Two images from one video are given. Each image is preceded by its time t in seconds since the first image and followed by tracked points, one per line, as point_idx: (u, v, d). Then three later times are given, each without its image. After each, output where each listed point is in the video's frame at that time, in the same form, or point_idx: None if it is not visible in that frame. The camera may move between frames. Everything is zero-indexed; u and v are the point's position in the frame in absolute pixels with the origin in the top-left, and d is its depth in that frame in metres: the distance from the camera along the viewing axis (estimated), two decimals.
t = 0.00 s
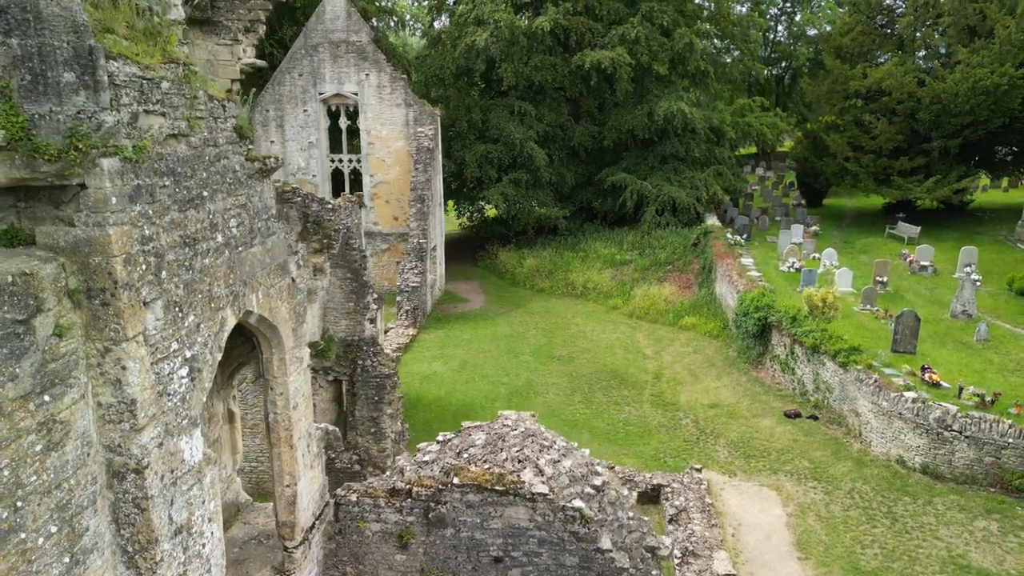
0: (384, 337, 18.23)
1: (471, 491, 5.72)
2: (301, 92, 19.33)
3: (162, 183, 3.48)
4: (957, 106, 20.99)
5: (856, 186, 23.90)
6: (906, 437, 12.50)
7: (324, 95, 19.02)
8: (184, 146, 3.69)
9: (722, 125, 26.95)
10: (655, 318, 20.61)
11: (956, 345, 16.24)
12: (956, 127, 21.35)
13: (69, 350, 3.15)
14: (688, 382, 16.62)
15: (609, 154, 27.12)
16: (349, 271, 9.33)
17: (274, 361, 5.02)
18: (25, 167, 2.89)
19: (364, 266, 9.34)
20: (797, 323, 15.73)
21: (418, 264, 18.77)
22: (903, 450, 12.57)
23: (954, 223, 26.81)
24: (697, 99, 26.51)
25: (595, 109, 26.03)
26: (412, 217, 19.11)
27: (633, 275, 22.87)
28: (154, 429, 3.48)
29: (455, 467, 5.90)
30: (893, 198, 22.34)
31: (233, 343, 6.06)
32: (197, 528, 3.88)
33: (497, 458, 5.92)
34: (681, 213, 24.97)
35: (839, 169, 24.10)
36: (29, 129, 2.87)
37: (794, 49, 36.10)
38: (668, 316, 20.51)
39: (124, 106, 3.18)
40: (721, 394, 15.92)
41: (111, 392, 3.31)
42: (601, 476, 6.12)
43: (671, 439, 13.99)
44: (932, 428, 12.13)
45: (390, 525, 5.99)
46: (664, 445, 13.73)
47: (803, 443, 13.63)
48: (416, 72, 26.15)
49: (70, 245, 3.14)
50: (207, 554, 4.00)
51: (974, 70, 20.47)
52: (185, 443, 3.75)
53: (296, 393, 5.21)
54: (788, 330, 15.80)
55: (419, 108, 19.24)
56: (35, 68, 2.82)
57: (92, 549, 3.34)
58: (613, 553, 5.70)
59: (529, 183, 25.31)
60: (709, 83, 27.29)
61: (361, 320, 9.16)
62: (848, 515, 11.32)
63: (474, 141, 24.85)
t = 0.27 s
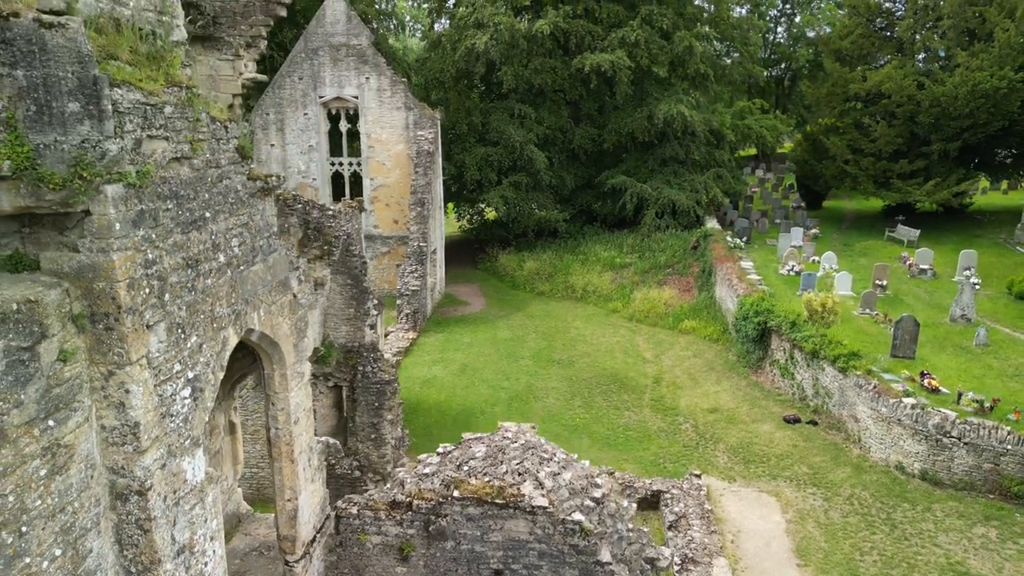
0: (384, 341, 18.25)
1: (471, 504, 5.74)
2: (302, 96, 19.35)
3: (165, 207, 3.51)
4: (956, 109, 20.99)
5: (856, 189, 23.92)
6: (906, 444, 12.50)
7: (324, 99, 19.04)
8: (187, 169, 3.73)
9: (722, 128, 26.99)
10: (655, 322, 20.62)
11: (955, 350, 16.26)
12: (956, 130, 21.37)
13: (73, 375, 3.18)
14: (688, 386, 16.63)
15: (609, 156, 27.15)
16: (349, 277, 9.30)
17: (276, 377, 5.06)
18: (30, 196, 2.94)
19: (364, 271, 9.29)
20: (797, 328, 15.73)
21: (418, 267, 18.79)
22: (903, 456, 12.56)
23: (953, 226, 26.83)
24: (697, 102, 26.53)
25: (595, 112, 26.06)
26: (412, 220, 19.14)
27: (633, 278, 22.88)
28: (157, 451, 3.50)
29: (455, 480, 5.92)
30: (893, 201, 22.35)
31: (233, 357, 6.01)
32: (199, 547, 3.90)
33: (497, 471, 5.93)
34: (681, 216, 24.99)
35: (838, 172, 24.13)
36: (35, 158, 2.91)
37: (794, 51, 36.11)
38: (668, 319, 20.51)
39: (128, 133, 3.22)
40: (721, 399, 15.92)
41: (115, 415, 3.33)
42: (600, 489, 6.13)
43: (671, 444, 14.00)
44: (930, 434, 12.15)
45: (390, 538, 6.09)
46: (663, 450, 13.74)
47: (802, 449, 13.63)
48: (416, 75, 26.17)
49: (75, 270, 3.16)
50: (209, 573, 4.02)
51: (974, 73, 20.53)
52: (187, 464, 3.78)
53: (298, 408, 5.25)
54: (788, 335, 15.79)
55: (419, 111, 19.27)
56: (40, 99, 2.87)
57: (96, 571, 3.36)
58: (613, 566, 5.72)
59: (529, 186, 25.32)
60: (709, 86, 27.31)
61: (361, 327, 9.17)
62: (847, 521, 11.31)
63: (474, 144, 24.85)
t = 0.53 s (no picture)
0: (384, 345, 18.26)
1: (471, 517, 5.77)
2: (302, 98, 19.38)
3: (167, 229, 3.54)
4: (955, 112, 20.90)
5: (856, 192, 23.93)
6: (905, 450, 12.48)
7: (324, 102, 19.06)
8: (189, 190, 3.76)
9: (722, 131, 27.02)
10: (655, 325, 20.63)
11: (955, 354, 16.28)
12: (955, 133, 21.37)
13: (76, 398, 3.21)
14: (687, 391, 16.63)
15: (608, 159, 27.20)
16: (349, 282, 9.38)
17: (277, 392, 5.13)
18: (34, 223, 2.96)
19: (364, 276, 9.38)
20: (796, 333, 15.73)
21: (418, 270, 18.80)
22: (902, 462, 12.56)
23: (953, 228, 26.84)
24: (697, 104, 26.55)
25: (595, 115, 26.09)
26: (412, 224, 19.18)
27: (633, 281, 22.89)
28: (159, 472, 3.52)
29: (455, 492, 5.95)
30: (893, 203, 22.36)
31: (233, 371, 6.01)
32: (201, 565, 3.93)
33: (497, 483, 5.95)
34: (680, 219, 25.02)
35: (837, 174, 24.17)
36: (39, 185, 2.93)
37: (793, 53, 36.14)
38: (668, 323, 20.51)
39: (132, 157, 3.25)
40: (721, 404, 15.93)
41: (117, 437, 3.35)
42: (600, 501, 6.14)
43: (671, 449, 14.01)
44: (930, 440, 12.14)
45: (391, 549, 6.11)
46: (663, 455, 13.75)
47: (802, 454, 13.63)
48: (416, 78, 26.19)
49: (78, 294, 3.19)
50: None
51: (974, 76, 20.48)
52: (190, 483, 3.81)
53: (298, 422, 5.32)
54: (788, 340, 15.79)
55: (420, 114, 19.30)
56: (44, 127, 2.89)
57: None
58: None
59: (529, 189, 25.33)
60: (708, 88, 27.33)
61: (361, 332, 9.22)
62: (846, 527, 11.30)
63: (474, 147, 24.87)
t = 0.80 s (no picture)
0: (385, 348, 18.27)
1: (471, 528, 5.79)
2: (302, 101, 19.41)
3: (170, 248, 3.57)
4: (955, 114, 20.89)
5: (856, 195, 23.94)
6: (905, 455, 12.46)
7: (324, 105, 19.08)
8: (191, 209, 3.80)
9: (722, 133, 27.07)
10: (654, 328, 20.63)
11: (954, 358, 16.31)
12: (954, 136, 21.37)
13: (80, 418, 3.23)
14: (687, 395, 16.64)
15: (608, 161, 27.24)
16: (349, 287, 9.41)
17: (278, 406, 5.21)
18: (38, 246, 2.99)
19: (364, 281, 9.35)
20: (796, 337, 15.72)
21: (418, 274, 18.80)
22: (901, 467, 12.55)
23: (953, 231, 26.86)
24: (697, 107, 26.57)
25: (594, 118, 26.12)
26: (412, 227, 19.21)
27: (632, 283, 22.89)
28: (161, 490, 3.55)
29: (455, 503, 5.98)
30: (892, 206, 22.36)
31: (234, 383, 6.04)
32: None
33: (497, 494, 5.96)
34: (680, 221, 25.05)
35: (837, 177, 24.21)
36: (43, 210, 2.95)
37: (793, 55, 36.16)
38: (667, 326, 20.50)
39: (134, 179, 3.28)
40: (721, 408, 15.94)
41: (120, 456, 3.38)
42: (600, 511, 6.15)
43: (670, 453, 14.03)
44: (929, 445, 12.12)
45: (392, 560, 6.14)
46: (663, 460, 13.77)
47: (801, 459, 13.63)
48: (416, 80, 26.20)
49: (81, 314, 3.21)
50: None
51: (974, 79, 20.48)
52: (191, 500, 3.83)
53: (298, 436, 5.40)
54: (787, 344, 15.78)
55: (420, 118, 19.32)
56: (48, 152, 2.91)
57: None
58: None
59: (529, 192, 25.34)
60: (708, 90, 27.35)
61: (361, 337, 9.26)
62: (846, 533, 11.29)
63: (474, 149, 24.88)
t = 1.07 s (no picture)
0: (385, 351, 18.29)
1: (471, 538, 5.83)
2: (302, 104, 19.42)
3: (172, 268, 3.63)
4: (955, 117, 20.88)
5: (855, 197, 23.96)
6: (903, 460, 12.45)
7: (324, 109, 19.12)
8: (193, 227, 3.85)
9: (722, 135, 27.09)
10: (654, 330, 20.64)
11: (954, 362, 16.33)
12: (954, 138, 21.37)
13: (83, 438, 3.30)
14: (687, 398, 16.67)
15: (608, 163, 27.27)
16: (348, 293, 9.44)
17: (279, 419, 5.28)
18: (42, 270, 3.07)
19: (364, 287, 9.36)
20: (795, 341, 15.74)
21: (417, 277, 18.81)
22: (900, 472, 12.53)
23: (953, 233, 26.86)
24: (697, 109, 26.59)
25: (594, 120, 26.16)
26: (412, 230, 19.24)
27: (632, 286, 22.89)
28: (163, 508, 3.59)
29: (455, 514, 6.01)
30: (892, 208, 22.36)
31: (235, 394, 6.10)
32: None
33: (497, 505, 5.99)
34: (680, 224, 25.07)
35: (836, 179, 24.25)
36: (46, 234, 3.04)
37: (793, 56, 36.16)
38: (667, 329, 20.51)
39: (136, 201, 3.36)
40: (720, 412, 15.97)
41: (122, 474, 3.44)
42: (599, 521, 6.17)
43: (670, 457, 14.06)
44: (928, 450, 12.12)
45: (393, 570, 6.17)
46: (663, 464, 13.79)
47: (800, 463, 13.65)
48: (417, 82, 26.23)
49: (84, 335, 3.27)
50: None
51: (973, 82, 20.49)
52: (193, 516, 3.88)
53: (298, 448, 5.47)
54: (787, 348, 15.80)
55: (420, 121, 19.35)
56: (52, 177, 3.01)
57: None
58: None
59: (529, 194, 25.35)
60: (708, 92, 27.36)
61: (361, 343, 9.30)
62: (845, 538, 11.32)
63: (474, 152, 24.90)
